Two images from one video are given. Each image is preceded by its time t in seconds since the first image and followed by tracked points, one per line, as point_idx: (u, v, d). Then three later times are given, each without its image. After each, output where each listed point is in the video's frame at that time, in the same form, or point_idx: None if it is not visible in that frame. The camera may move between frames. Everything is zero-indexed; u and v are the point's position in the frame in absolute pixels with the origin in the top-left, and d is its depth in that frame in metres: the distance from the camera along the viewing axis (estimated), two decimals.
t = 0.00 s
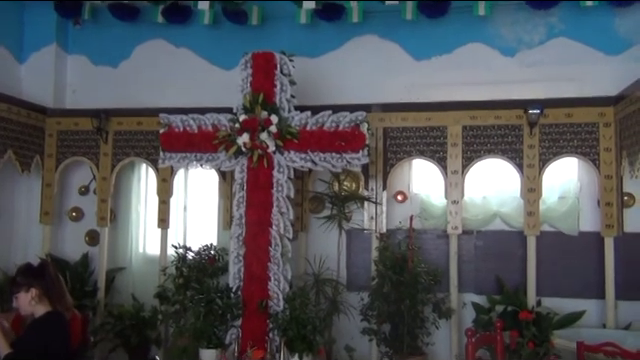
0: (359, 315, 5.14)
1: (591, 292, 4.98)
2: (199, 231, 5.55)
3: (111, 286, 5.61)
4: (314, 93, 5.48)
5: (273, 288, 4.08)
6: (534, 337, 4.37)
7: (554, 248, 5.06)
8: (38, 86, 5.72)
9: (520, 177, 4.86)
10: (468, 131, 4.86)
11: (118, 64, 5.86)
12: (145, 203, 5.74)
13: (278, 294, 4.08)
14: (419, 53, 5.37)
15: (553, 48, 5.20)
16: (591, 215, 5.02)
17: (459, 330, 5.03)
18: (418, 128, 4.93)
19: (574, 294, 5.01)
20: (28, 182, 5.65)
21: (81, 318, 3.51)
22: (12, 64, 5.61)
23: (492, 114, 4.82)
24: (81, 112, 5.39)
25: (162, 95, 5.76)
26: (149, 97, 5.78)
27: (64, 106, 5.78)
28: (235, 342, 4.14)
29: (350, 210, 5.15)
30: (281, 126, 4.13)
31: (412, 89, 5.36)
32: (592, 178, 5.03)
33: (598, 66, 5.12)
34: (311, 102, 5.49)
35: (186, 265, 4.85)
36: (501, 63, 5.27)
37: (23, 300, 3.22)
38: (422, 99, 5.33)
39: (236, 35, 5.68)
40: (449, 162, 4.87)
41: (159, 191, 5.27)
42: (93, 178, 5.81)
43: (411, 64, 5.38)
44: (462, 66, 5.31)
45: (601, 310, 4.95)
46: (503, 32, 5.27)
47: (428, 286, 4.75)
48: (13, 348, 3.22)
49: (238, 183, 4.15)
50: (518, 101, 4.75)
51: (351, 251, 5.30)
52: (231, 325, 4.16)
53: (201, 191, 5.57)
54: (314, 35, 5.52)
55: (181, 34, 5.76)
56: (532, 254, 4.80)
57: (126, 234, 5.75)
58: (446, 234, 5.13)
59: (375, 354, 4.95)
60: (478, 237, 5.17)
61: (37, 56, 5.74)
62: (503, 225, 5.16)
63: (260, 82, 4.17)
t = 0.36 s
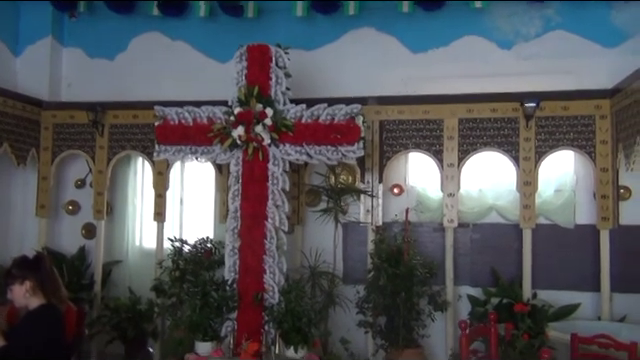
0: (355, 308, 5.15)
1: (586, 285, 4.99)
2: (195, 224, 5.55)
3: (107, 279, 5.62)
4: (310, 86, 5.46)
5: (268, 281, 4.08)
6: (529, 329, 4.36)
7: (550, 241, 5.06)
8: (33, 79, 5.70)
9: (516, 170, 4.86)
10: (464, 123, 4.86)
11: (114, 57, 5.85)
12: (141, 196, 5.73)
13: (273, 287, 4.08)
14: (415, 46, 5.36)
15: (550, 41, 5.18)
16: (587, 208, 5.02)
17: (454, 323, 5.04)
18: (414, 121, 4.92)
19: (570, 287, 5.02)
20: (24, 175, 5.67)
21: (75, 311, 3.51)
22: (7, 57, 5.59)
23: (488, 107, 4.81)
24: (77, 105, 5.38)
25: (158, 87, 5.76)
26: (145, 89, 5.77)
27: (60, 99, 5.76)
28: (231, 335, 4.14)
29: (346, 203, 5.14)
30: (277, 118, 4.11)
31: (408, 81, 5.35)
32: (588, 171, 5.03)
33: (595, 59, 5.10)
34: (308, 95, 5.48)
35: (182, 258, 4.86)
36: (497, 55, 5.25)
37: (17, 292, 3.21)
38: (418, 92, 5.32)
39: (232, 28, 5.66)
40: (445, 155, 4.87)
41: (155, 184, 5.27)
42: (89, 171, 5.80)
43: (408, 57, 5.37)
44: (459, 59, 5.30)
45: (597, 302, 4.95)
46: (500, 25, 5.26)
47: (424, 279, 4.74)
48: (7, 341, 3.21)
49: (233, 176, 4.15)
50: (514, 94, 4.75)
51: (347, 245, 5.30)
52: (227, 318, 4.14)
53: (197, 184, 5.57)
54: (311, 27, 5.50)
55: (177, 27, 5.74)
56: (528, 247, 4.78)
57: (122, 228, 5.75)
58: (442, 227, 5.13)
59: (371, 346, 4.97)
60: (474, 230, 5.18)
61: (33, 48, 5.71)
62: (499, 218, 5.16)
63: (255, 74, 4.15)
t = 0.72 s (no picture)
0: (351, 298, 5.18)
1: (582, 275, 4.99)
2: (192, 215, 5.56)
3: (105, 271, 5.63)
4: (305, 77, 5.45)
5: (264, 272, 4.10)
6: (524, 319, 4.41)
7: (546, 231, 5.06)
8: (29, 71, 5.71)
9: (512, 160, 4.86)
10: (460, 113, 4.86)
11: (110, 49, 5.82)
12: (138, 188, 5.76)
13: (268, 278, 4.09)
14: (411, 36, 5.34)
15: (546, 31, 5.16)
16: (583, 198, 5.01)
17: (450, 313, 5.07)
18: (410, 112, 4.93)
19: (566, 277, 5.02)
20: (20, 167, 5.67)
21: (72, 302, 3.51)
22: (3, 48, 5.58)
23: (484, 97, 4.80)
24: (73, 97, 5.39)
25: (154, 79, 5.73)
26: (141, 81, 5.75)
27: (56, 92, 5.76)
28: (226, 326, 4.13)
29: (342, 195, 5.15)
30: (271, 110, 4.09)
31: (404, 72, 5.34)
32: (585, 162, 5.02)
33: (591, 49, 5.08)
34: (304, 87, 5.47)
35: (179, 250, 4.86)
36: (493, 45, 5.23)
37: (11, 282, 3.24)
38: (414, 83, 5.31)
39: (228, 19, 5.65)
40: (441, 145, 4.87)
41: (152, 177, 5.29)
42: (86, 164, 5.80)
43: (403, 47, 5.35)
44: (455, 49, 5.28)
45: (592, 292, 4.96)
46: (496, 15, 5.23)
47: (420, 269, 4.77)
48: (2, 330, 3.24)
49: (228, 168, 4.14)
50: (509, 84, 4.74)
51: (344, 236, 5.31)
52: (222, 309, 4.16)
53: (194, 176, 5.58)
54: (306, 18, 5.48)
55: (173, 18, 5.73)
56: (523, 237, 4.81)
57: (120, 220, 5.76)
58: (438, 218, 5.13)
59: (368, 336, 4.99)
60: (470, 221, 5.18)
61: (28, 40, 5.71)
62: (495, 208, 5.16)
63: (249, 66, 4.13)
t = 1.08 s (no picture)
0: (343, 287, 5.23)
1: (573, 264, 5.02)
2: (186, 205, 5.58)
3: (99, 261, 5.67)
4: (298, 67, 5.45)
5: (255, 261, 4.11)
6: (514, 307, 4.47)
7: (537, 220, 5.09)
8: (22, 62, 5.71)
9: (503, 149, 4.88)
10: (452, 103, 4.87)
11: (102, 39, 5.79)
12: (132, 179, 5.77)
13: (259, 267, 4.11)
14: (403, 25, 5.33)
15: (538, 20, 5.16)
16: (574, 186, 5.03)
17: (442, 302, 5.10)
18: (402, 101, 4.94)
19: (556, 265, 5.05)
20: (14, 158, 5.67)
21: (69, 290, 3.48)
22: None
23: (475, 87, 4.83)
24: (65, 87, 5.41)
25: (146, 69, 5.71)
26: (133, 72, 5.75)
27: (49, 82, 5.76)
28: (218, 314, 4.16)
29: (335, 184, 5.17)
30: (261, 99, 4.11)
31: (396, 61, 5.34)
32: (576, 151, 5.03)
33: (583, 38, 5.07)
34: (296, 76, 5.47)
35: (173, 240, 4.89)
36: (485, 35, 5.23)
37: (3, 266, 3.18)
38: (406, 72, 5.31)
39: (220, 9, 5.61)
40: (433, 134, 4.89)
41: (145, 166, 5.35)
42: (80, 154, 5.81)
43: (396, 37, 5.35)
44: (447, 38, 5.28)
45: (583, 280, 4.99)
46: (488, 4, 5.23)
47: (411, 258, 4.80)
48: None
49: (219, 157, 4.16)
50: (500, 73, 4.75)
51: (337, 225, 5.33)
52: (214, 297, 4.18)
53: (187, 166, 5.60)
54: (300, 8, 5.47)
55: (165, 8, 5.71)
56: (514, 226, 4.84)
57: (113, 209, 5.78)
58: (429, 207, 5.15)
59: (359, 325, 5.04)
60: (462, 210, 5.19)
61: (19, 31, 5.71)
62: (487, 197, 5.18)
63: (239, 55, 4.13)
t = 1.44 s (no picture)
0: (331, 278, 5.25)
1: (558, 254, 5.07)
2: (174, 197, 5.56)
3: (89, 251, 5.71)
4: (286, 59, 5.45)
5: (242, 251, 4.12)
6: (500, 297, 4.56)
7: (524, 211, 5.13)
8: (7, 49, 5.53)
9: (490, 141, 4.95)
10: (439, 94, 4.95)
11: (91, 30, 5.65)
12: (120, 170, 5.78)
13: (247, 257, 4.11)
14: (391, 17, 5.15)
15: (526, 12, 5.13)
16: (560, 178, 5.07)
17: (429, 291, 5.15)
18: (390, 92, 5.03)
19: (542, 256, 5.10)
20: None
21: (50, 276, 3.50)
22: None
23: (463, 78, 4.90)
24: (53, 78, 5.50)
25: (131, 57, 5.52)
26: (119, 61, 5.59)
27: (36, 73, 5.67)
28: (206, 304, 4.17)
29: (323, 175, 5.18)
30: (248, 90, 4.11)
31: (385, 53, 5.31)
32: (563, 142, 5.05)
33: (573, 30, 5.04)
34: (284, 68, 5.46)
35: (162, 230, 4.82)
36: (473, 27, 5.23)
37: None
38: (395, 64, 5.30)
39: None
40: (420, 126, 4.97)
41: (134, 157, 5.51)
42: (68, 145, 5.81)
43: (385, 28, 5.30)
44: (436, 30, 5.26)
45: (568, 270, 5.05)
46: None
47: (399, 249, 4.83)
48: None
49: (206, 148, 4.16)
50: (488, 65, 4.81)
51: (325, 216, 5.37)
52: (202, 287, 4.19)
53: (176, 156, 5.62)
54: None
55: None
56: (500, 215, 4.95)
57: (102, 200, 5.78)
58: (417, 198, 5.19)
59: (348, 314, 5.08)
60: (450, 201, 5.23)
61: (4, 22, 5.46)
62: (474, 188, 5.22)
63: (227, 46, 4.14)
